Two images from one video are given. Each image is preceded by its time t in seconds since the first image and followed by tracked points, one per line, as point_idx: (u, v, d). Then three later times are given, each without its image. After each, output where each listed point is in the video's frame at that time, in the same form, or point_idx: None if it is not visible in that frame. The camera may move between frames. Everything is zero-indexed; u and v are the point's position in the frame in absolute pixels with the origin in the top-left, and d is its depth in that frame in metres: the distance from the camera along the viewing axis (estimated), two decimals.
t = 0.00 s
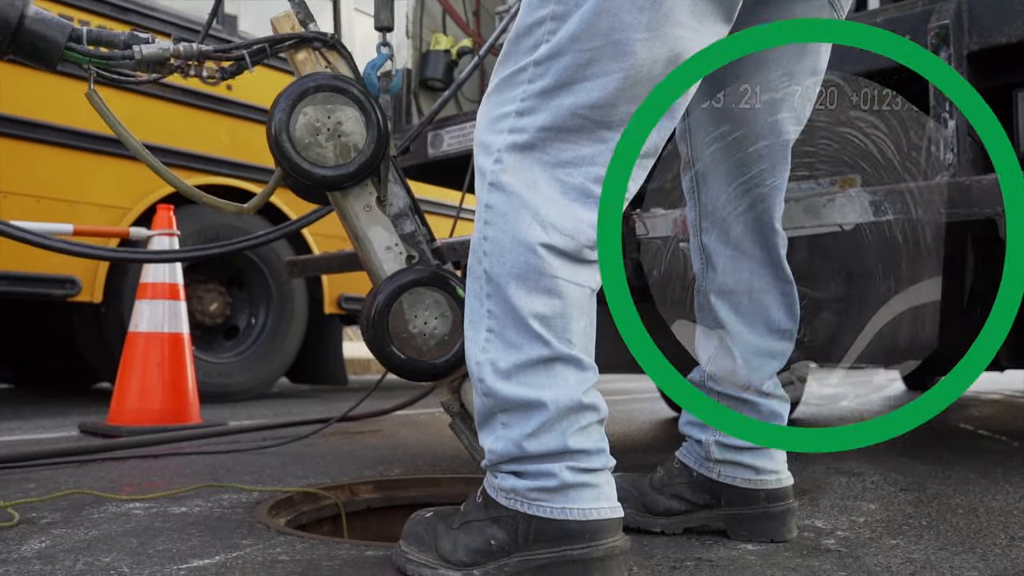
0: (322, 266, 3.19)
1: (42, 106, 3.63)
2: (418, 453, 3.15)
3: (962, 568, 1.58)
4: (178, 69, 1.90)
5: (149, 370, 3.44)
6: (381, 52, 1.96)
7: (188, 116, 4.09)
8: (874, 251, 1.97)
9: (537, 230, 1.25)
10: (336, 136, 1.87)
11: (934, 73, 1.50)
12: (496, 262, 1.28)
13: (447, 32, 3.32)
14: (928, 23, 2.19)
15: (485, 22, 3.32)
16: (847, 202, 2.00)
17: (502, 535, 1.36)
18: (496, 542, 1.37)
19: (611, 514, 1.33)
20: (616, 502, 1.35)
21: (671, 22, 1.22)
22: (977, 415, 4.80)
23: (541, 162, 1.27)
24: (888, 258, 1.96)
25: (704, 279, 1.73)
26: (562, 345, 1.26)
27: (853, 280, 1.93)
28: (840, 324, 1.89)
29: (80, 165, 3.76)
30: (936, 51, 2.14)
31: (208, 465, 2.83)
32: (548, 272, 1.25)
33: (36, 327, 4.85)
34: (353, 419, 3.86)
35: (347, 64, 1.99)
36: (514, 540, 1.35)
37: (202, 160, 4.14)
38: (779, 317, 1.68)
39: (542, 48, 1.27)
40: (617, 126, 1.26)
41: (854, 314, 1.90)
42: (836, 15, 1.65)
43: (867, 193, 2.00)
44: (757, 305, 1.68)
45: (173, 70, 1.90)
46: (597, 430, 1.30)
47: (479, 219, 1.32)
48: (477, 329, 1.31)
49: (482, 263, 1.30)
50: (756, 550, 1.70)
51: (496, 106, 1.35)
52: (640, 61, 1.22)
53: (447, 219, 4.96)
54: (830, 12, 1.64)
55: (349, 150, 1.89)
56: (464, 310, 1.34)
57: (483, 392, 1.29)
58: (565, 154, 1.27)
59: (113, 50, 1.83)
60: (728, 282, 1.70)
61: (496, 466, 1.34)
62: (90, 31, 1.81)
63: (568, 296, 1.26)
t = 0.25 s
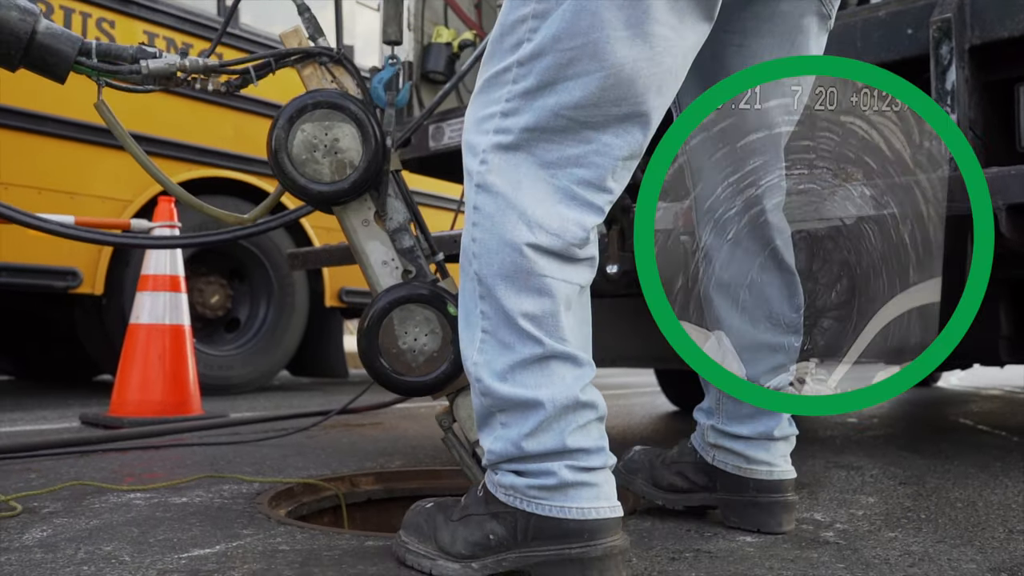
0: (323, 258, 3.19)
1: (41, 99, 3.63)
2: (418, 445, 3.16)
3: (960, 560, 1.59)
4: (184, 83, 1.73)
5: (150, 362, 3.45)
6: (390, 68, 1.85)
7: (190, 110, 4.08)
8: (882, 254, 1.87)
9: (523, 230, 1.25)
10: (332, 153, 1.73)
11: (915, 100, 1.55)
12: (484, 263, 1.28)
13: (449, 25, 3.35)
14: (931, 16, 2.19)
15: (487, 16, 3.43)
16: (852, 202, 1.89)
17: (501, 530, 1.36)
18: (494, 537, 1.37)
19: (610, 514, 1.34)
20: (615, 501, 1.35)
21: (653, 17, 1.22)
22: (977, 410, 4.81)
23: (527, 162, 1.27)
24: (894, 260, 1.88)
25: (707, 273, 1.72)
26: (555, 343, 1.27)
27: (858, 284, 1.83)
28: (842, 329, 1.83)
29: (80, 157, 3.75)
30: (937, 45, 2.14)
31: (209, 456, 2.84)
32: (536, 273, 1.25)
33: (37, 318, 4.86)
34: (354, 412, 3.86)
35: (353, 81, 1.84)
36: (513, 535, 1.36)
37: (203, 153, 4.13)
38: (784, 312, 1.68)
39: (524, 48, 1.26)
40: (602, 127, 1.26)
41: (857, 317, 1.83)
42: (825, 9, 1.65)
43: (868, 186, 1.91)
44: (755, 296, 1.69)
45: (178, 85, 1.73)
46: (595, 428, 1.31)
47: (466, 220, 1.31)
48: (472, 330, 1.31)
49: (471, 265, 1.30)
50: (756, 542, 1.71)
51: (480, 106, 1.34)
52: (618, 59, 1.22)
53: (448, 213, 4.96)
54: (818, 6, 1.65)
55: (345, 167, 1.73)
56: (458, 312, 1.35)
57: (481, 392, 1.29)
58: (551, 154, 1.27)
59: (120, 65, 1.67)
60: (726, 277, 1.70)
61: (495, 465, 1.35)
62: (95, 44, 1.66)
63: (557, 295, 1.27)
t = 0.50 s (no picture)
0: (324, 252, 3.19)
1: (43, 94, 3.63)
2: (419, 439, 3.17)
3: (960, 552, 1.59)
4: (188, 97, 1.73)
5: (152, 356, 3.46)
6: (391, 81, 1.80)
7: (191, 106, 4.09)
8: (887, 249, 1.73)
9: (534, 222, 1.26)
10: (327, 169, 1.77)
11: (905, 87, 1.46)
12: (495, 254, 1.28)
13: (451, 20, 3.35)
14: (932, 10, 2.19)
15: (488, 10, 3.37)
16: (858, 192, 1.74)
17: (504, 521, 1.37)
18: (497, 528, 1.38)
19: (613, 507, 1.34)
20: (618, 495, 1.35)
21: (665, 13, 1.23)
22: (978, 405, 4.81)
23: (539, 154, 1.28)
24: (900, 256, 1.74)
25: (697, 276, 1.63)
26: (562, 336, 1.27)
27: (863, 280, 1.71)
28: (845, 329, 1.70)
29: (83, 152, 3.76)
30: (939, 38, 2.14)
31: (211, 449, 2.85)
32: (546, 264, 1.26)
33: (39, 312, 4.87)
34: (355, 405, 3.87)
35: (355, 95, 1.84)
36: (515, 527, 1.36)
37: (206, 148, 4.15)
38: (771, 316, 1.68)
39: (539, 40, 1.27)
40: (614, 119, 1.26)
41: (862, 316, 1.69)
42: (828, 7, 1.64)
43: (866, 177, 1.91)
44: (747, 305, 1.68)
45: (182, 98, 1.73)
46: (600, 421, 1.32)
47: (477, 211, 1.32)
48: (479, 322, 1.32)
49: (481, 256, 1.30)
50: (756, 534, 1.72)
51: (494, 98, 1.35)
52: (633, 52, 1.22)
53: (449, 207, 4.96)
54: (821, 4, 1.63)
55: (339, 183, 1.77)
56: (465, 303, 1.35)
57: (486, 383, 1.30)
58: (563, 147, 1.27)
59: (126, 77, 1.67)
60: (713, 279, 1.65)
61: (499, 456, 1.35)
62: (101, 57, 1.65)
63: (566, 288, 1.27)
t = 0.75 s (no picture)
0: (325, 246, 3.20)
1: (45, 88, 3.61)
2: (420, 433, 3.17)
3: (959, 544, 1.60)
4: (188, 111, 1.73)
5: (153, 349, 3.46)
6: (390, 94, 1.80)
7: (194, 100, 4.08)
8: (890, 242, 1.66)
9: (547, 210, 1.26)
10: (325, 183, 1.73)
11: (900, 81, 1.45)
12: (505, 242, 1.29)
13: (453, 13, 3.36)
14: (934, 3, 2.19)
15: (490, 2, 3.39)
16: (858, 183, 1.63)
17: (504, 513, 1.37)
18: (497, 519, 1.38)
19: (612, 498, 1.34)
20: (618, 487, 1.36)
21: None
22: (978, 400, 4.82)
23: (553, 142, 1.28)
24: (903, 249, 1.67)
25: (687, 277, 1.52)
26: (568, 329, 1.28)
27: (864, 274, 1.64)
28: (844, 325, 1.64)
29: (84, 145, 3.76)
30: (942, 32, 2.14)
31: (212, 442, 2.86)
32: (558, 253, 1.27)
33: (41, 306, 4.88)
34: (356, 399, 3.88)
35: (355, 109, 1.81)
36: (515, 518, 1.37)
37: (207, 142, 4.14)
38: (767, 314, 1.60)
39: (555, 28, 1.28)
40: (630, 106, 1.28)
41: (862, 312, 1.63)
42: None
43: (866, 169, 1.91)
44: (744, 304, 1.58)
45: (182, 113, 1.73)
46: (601, 414, 1.32)
47: (489, 200, 1.32)
48: (485, 312, 1.32)
49: (491, 245, 1.30)
50: (755, 525, 1.72)
51: (507, 86, 1.36)
52: (653, 38, 1.23)
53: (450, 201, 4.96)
54: None
55: (337, 197, 1.73)
56: (471, 294, 1.36)
57: (488, 375, 1.31)
58: (578, 134, 1.28)
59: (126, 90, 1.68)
60: (705, 281, 1.55)
61: (500, 448, 1.36)
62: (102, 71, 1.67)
63: (575, 280, 1.28)
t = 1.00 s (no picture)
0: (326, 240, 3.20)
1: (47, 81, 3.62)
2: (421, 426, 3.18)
3: (959, 536, 1.60)
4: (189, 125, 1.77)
5: (155, 343, 3.47)
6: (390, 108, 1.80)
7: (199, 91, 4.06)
8: (895, 239, 1.67)
9: (551, 203, 1.27)
10: (325, 197, 1.74)
11: (897, 78, 1.44)
12: (509, 235, 1.29)
13: (453, 7, 3.34)
14: None
15: None
16: (863, 176, 1.64)
17: (505, 504, 1.38)
18: (498, 510, 1.39)
19: (613, 490, 1.35)
20: (619, 479, 1.36)
21: None
22: (978, 394, 4.83)
23: (557, 134, 1.28)
24: (908, 239, 1.69)
25: (677, 279, 1.50)
26: (571, 322, 1.29)
27: (866, 274, 1.64)
28: (845, 326, 1.64)
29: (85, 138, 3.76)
30: (943, 25, 2.12)
31: (214, 435, 2.87)
32: (562, 246, 1.27)
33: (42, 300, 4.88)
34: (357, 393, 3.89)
35: (356, 121, 1.82)
36: (516, 509, 1.37)
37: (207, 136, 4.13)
38: (765, 316, 1.59)
39: (559, 19, 1.28)
40: (634, 98, 1.28)
41: (863, 314, 1.64)
42: None
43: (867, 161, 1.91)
44: (741, 305, 1.56)
45: (183, 126, 1.77)
46: (602, 407, 1.33)
47: (492, 192, 1.33)
48: (488, 304, 1.32)
49: (495, 237, 1.31)
50: (756, 517, 1.73)
51: (510, 78, 1.36)
52: (657, 29, 1.23)
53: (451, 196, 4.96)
54: None
55: (338, 211, 1.74)
56: (474, 287, 1.36)
57: (490, 367, 1.31)
58: (582, 126, 1.28)
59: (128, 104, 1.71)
60: (698, 284, 1.53)
61: (501, 438, 1.37)
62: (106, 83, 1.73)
63: (579, 273, 1.29)
